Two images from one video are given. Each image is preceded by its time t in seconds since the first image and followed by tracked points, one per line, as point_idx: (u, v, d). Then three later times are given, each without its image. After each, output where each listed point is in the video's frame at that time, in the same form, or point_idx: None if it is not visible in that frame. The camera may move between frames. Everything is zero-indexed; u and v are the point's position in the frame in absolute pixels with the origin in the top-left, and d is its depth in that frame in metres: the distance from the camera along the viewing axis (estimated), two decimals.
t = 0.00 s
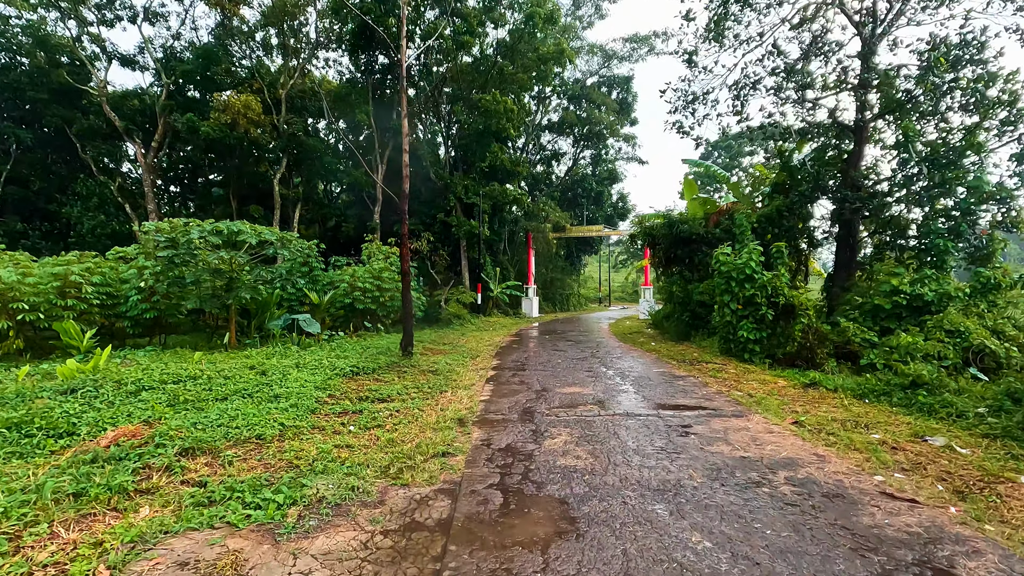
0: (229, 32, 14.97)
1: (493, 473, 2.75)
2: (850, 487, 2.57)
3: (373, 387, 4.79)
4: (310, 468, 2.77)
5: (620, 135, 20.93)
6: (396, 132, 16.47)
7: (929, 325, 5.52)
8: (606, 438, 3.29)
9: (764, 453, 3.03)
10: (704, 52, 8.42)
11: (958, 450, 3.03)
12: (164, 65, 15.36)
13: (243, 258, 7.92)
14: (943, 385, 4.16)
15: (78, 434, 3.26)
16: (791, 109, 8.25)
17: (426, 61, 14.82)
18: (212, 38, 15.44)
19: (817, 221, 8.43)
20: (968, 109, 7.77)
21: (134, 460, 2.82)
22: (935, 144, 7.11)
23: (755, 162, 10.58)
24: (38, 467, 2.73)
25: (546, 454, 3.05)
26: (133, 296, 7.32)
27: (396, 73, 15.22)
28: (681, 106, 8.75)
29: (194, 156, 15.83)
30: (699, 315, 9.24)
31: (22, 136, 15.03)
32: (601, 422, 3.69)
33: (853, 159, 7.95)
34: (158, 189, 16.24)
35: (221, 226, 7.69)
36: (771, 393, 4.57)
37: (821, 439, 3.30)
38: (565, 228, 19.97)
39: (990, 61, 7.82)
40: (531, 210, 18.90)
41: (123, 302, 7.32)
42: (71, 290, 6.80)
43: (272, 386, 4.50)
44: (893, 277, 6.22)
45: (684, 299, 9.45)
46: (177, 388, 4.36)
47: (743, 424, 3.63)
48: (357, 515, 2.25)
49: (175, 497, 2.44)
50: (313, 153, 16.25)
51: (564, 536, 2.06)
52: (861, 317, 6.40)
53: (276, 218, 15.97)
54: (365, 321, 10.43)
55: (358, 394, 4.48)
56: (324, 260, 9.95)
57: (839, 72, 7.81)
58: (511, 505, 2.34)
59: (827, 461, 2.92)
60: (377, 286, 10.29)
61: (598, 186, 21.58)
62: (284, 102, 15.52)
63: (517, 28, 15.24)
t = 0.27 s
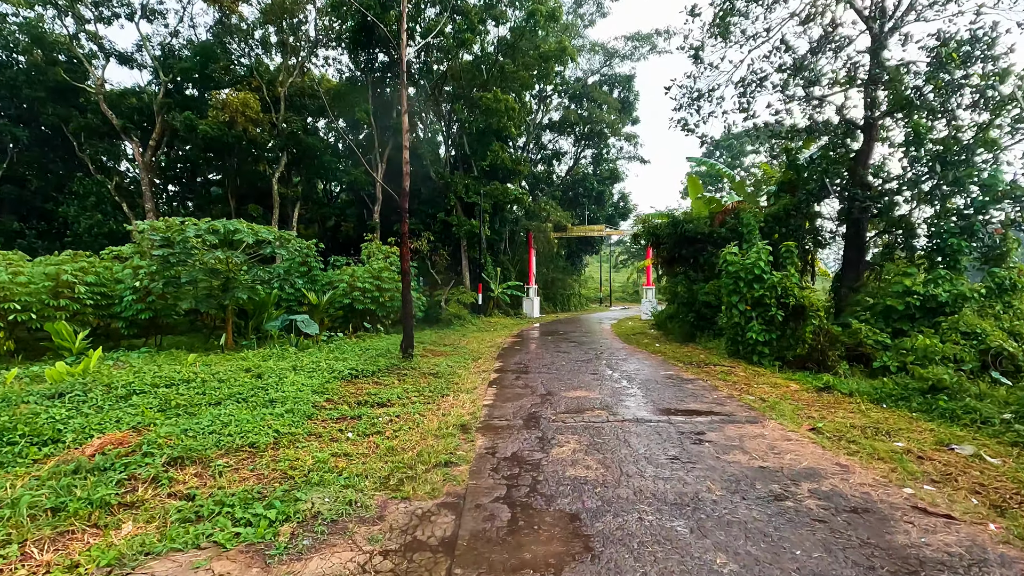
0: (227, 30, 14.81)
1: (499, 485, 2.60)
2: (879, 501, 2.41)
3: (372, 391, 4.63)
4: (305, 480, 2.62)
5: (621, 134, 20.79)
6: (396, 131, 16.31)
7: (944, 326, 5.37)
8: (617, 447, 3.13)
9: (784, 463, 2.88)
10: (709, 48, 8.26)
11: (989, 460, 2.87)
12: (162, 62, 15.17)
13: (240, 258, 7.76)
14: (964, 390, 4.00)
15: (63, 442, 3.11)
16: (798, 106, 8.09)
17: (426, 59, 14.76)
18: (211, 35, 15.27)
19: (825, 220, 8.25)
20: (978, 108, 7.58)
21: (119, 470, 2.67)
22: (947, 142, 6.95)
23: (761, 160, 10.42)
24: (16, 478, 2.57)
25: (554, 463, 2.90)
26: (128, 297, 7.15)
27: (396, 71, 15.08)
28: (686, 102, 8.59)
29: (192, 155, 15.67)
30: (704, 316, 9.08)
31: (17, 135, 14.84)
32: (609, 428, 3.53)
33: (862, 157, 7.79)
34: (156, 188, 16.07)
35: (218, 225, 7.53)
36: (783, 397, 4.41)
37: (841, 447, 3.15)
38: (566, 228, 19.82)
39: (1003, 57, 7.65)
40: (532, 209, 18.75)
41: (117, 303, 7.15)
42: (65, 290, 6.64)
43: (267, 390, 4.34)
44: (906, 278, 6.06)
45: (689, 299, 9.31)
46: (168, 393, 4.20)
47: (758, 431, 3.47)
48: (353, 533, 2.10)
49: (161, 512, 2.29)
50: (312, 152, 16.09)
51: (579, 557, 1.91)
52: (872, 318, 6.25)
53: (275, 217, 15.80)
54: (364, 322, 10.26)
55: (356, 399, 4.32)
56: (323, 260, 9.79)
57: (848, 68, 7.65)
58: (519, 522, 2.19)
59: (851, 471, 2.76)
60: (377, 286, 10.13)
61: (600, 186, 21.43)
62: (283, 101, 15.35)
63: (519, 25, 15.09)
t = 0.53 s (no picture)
0: (225, 30, 14.67)
1: (502, 501, 2.45)
2: (909, 519, 2.26)
3: (369, 398, 4.47)
4: (296, 496, 2.48)
5: (621, 135, 20.68)
6: (395, 131, 16.18)
7: (958, 330, 5.22)
8: (626, 459, 2.97)
9: (803, 476, 2.72)
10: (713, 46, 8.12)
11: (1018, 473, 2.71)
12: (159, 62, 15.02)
13: (235, 259, 7.61)
14: (983, 396, 3.85)
15: (43, 453, 2.96)
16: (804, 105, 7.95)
17: (425, 59, 14.72)
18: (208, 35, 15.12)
19: (831, 221, 8.10)
20: (987, 107, 7.41)
21: (98, 486, 2.52)
22: (956, 141, 6.80)
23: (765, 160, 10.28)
24: None
25: (560, 476, 2.75)
26: (120, 300, 6.99)
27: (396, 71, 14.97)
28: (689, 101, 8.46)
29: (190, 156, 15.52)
30: (708, 319, 8.93)
31: (12, 135, 14.68)
32: (617, 438, 3.37)
33: (869, 157, 7.65)
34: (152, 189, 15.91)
35: (213, 225, 7.37)
36: (795, 403, 4.26)
37: (861, 457, 3.00)
38: (567, 229, 19.68)
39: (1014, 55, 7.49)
40: (532, 210, 18.61)
41: (109, 306, 6.99)
42: (55, 293, 6.48)
43: (260, 397, 4.19)
44: (918, 280, 5.91)
45: (692, 301, 9.17)
46: (157, 400, 4.04)
47: (773, 441, 3.32)
48: (345, 558, 1.95)
49: (140, 532, 2.14)
50: (311, 153, 15.94)
51: None
52: (882, 321, 6.10)
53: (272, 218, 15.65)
54: (363, 325, 10.10)
55: (352, 406, 4.17)
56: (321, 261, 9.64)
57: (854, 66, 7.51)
58: (525, 543, 2.05)
59: (875, 485, 2.61)
60: (376, 289, 9.96)
61: (600, 187, 21.30)
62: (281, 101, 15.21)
63: (519, 25, 14.96)
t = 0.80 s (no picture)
0: (222, 32, 14.54)
1: (504, 521, 2.27)
2: (944, 541, 2.09)
3: (364, 406, 4.29)
4: (282, 516, 2.30)
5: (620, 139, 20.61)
6: (393, 134, 16.05)
7: (970, 335, 5.08)
8: (635, 473, 2.81)
9: (823, 492, 2.56)
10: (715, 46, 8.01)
11: None
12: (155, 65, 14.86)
13: (228, 262, 7.42)
14: (1003, 405, 3.70)
15: (15, 467, 2.78)
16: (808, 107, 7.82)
17: (424, 62, 14.58)
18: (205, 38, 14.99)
19: (835, 224, 7.98)
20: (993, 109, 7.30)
21: (69, 504, 2.34)
22: (964, 143, 6.68)
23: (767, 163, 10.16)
24: None
25: (566, 493, 2.57)
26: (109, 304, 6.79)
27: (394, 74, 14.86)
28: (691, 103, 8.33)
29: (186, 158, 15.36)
30: (710, 323, 8.78)
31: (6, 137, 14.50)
32: (623, 450, 3.20)
33: (874, 159, 7.53)
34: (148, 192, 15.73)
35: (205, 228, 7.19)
36: (807, 412, 4.10)
37: (882, 471, 2.83)
38: (566, 233, 19.55)
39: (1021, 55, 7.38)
40: (531, 214, 18.49)
41: (98, 310, 6.79)
42: (42, 297, 6.28)
43: (249, 406, 4.01)
44: (928, 284, 5.76)
45: (695, 306, 9.02)
46: (141, 409, 3.86)
47: (788, 452, 3.16)
48: None
49: (110, 557, 1.97)
50: (308, 155, 15.80)
51: None
52: (892, 326, 5.95)
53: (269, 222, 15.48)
54: (359, 330, 9.91)
55: (345, 415, 3.99)
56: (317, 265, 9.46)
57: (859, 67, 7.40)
58: (530, 570, 1.87)
59: (901, 502, 2.44)
60: (372, 293, 9.79)
61: (599, 191, 21.20)
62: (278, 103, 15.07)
63: (518, 28, 14.87)
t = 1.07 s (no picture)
0: (218, 35, 14.41)
1: (505, 550, 2.10)
2: (982, 572, 1.93)
3: (358, 418, 4.12)
4: (265, 544, 2.13)
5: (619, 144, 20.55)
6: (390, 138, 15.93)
7: (983, 343, 4.93)
8: (643, 493, 2.64)
9: (845, 515, 2.39)
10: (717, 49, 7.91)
11: None
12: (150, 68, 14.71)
13: (220, 267, 7.24)
14: None
15: None
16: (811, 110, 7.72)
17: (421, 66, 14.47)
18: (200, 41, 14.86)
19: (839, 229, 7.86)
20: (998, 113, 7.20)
21: (35, 531, 2.15)
22: (970, 147, 6.57)
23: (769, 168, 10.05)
24: None
25: (571, 517, 2.40)
26: (97, 310, 6.60)
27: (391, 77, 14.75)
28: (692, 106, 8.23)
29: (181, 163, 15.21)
30: (712, 330, 8.64)
31: None
32: (630, 467, 3.04)
33: (879, 163, 7.42)
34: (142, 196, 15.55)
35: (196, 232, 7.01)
36: (818, 425, 3.94)
37: (906, 492, 2.67)
38: (564, 238, 19.43)
39: None
40: (529, 219, 18.36)
41: (85, 317, 6.60)
42: (27, 304, 6.09)
43: (238, 418, 3.83)
44: (938, 291, 5.62)
45: (697, 313, 8.90)
46: (123, 422, 3.67)
47: (804, 470, 2.99)
48: None
49: None
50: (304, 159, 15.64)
51: None
52: (900, 334, 5.81)
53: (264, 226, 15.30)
54: (354, 336, 9.73)
55: (337, 428, 3.81)
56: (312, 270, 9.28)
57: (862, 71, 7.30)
58: None
59: (930, 527, 2.28)
60: (368, 298, 9.61)
61: (598, 195, 21.11)
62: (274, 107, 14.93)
63: (516, 32, 14.78)
